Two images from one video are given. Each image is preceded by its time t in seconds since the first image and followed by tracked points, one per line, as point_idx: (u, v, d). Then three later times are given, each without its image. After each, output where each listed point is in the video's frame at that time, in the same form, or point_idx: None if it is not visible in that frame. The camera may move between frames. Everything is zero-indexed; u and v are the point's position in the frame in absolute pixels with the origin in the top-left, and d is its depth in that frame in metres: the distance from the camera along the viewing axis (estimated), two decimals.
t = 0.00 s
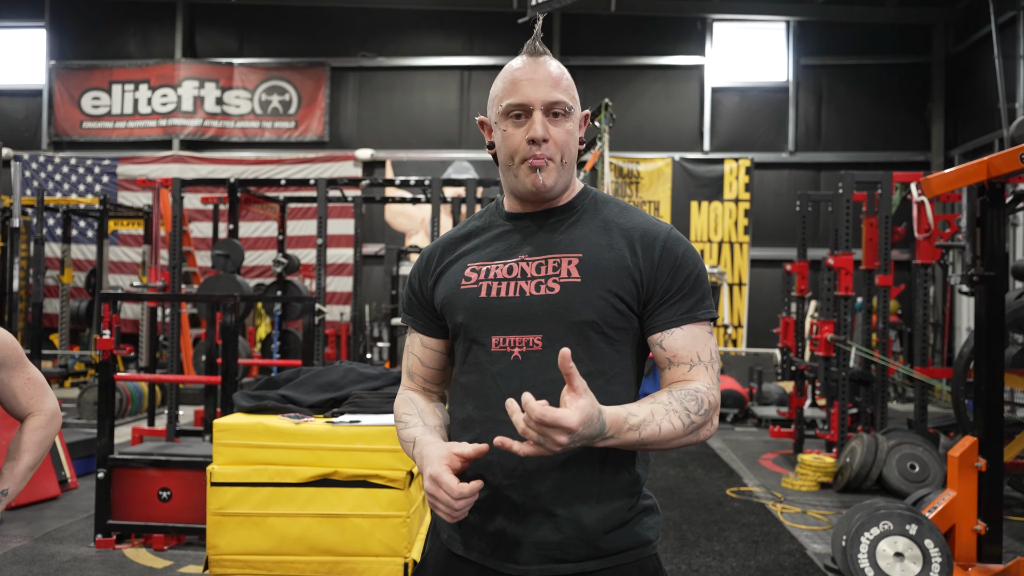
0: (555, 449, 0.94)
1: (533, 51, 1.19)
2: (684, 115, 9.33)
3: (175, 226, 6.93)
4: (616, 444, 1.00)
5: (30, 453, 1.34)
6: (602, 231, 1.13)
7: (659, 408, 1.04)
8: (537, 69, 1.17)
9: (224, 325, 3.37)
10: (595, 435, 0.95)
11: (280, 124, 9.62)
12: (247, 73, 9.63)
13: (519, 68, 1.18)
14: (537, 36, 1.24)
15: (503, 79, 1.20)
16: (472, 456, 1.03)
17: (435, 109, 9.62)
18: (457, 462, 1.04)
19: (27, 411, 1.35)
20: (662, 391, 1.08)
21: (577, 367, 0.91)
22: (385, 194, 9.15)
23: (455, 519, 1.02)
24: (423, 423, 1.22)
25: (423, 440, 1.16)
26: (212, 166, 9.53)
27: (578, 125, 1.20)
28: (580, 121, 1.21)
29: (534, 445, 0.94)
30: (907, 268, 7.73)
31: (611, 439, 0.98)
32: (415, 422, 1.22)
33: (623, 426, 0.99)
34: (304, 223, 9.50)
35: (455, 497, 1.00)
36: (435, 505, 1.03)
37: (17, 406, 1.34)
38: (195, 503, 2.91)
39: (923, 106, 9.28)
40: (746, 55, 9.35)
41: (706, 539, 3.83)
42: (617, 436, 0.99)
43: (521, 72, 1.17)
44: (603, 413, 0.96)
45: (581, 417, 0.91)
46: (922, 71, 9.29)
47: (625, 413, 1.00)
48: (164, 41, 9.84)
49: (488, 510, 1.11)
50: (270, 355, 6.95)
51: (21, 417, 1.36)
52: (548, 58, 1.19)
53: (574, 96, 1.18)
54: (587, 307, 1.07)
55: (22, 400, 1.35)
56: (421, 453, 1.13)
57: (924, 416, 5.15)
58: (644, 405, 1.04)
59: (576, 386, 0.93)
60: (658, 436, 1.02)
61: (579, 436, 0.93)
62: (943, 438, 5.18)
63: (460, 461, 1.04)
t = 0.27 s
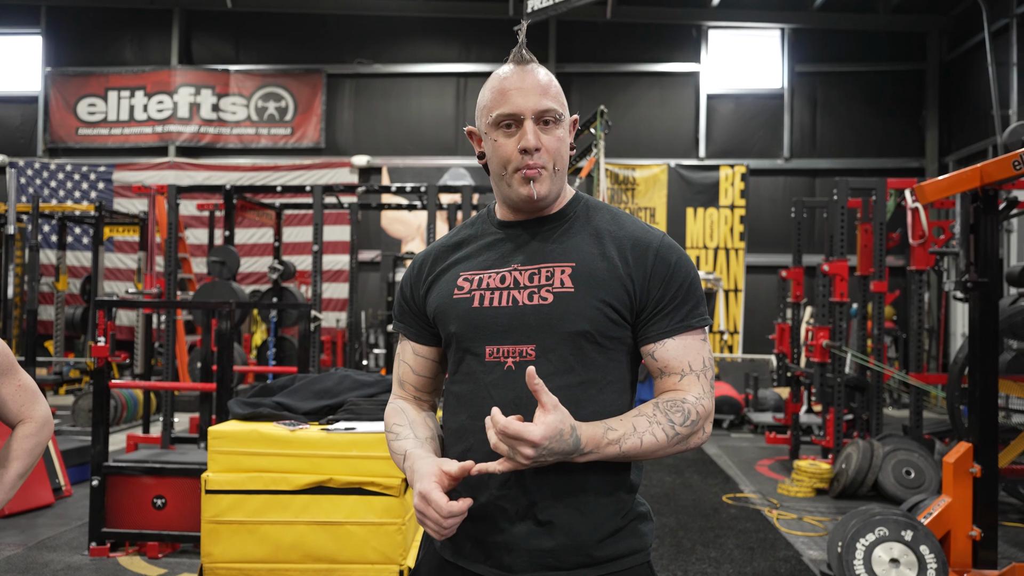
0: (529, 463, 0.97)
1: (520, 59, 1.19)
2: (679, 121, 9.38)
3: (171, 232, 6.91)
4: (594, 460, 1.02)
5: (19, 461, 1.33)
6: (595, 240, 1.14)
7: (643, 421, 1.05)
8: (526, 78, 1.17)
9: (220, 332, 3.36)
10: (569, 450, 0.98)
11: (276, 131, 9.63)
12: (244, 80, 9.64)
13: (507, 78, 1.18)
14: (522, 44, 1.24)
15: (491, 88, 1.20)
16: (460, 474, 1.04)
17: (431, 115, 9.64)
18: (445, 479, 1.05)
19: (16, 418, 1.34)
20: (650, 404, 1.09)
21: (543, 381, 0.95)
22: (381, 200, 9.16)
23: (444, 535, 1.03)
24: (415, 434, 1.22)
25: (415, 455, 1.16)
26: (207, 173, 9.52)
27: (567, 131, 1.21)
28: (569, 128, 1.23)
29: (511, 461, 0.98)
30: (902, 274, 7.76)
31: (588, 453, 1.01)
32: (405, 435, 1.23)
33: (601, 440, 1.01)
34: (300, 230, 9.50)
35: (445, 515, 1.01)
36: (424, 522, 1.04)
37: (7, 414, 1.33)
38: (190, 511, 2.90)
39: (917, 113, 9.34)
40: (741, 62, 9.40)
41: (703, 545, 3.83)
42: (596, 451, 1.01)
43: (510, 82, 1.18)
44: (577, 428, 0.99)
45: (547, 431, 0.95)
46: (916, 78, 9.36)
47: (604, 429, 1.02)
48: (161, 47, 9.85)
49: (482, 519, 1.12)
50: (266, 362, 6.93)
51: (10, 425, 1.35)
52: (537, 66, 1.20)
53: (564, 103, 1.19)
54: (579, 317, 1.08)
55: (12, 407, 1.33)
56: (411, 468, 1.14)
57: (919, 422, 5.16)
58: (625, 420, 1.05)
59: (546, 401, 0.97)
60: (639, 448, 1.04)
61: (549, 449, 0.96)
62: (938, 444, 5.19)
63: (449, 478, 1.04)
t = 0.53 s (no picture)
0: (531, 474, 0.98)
1: (512, 67, 1.21)
2: (673, 130, 9.43)
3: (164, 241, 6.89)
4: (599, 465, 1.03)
5: (12, 469, 1.32)
6: (587, 248, 1.15)
7: (642, 426, 1.06)
8: (514, 84, 1.19)
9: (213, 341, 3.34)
10: (570, 454, 0.99)
11: (270, 139, 9.64)
12: (238, 89, 9.65)
13: (497, 84, 1.20)
14: (517, 51, 1.26)
15: (483, 95, 1.22)
16: (463, 489, 1.03)
17: (425, 124, 9.66)
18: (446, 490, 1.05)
19: (10, 426, 1.33)
20: (647, 410, 1.10)
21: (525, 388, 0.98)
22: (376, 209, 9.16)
23: (439, 545, 1.03)
24: (411, 444, 1.23)
25: (412, 463, 1.17)
26: (201, 181, 9.51)
27: (557, 138, 1.22)
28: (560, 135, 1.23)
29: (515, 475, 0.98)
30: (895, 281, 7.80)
31: (592, 457, 1.01)
32: (402, 444, 1.23)
33: (603, 445, 1.02)
34: (295, 238, 9.49)
35: (442, 525, 1.01)
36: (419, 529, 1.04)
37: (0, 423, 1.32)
38: (184, 521, 2.88)
39: (909, 121, 9.42)
40: (734, 70, 9.46)
41: (698, 553, 3.83)
42: (599, 455, 1.02)
43: (499, 87, 1.20)
44: (576, 433, 1.00)
45: (539, 435, 0.96)
46: (907, 86, 9.44)
47: (604, 433, 1.03)
48: (155, 56, 9.86)
49: (478, 529, 1.12)
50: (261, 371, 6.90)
51: (4, 433, 1.34)
52: (528, 73, 1.21)
53: (552, 109, 1.20)
54: (572, 325, 1.08)
55: (6, 416, 1.33)
56: (410, 475, 1.14)
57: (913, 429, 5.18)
58: (625, 425, 1.07)
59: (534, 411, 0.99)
60: (642, 452, 1.05)
61: (549, 455, 0.97)
62: (932, 451, 5.21)
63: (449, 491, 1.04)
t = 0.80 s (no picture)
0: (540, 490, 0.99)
1: (513, 70, 1.23)
2: (671, 133, 9.46)
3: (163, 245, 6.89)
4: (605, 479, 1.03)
5: (17, 471, 1.33)
6: (590, 251, 1.16)
7: (646, 434, 1.07)
8: (516, 85, 1.20)
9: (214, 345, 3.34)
10: (578, 469, 1.00)
11: (269, 143, 9.65)
12: (237, 93, 9.67)
13: (499, 86, 1.22)
14: (517, 55, 1.28)
15: (485, 97, 1.24)
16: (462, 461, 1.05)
17: (424, 128, 9.68)
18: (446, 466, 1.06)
19: (14, 429, 1.34)
20: (650, 416, 1.10)
21: (540, 407, 0.98)
22: (375, 212, 9.17)
23: (443, 524, 1.03)
24: (413, 439, 1.23)
25: (413, 453, 1.17)
26: (200, 185, 9.53)
27: (559, 138, 1.23)
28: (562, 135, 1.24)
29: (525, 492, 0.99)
30: (895, 284, 7.81)
31: (597, 471, 1.02)
32: (405, 438, 1.23)
33: (609, 457, 1.03)
34: (294, 242, 9.50)
35: (444, 498, 1.02)
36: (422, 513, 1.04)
37: (5, 425, 1.33)
38: (185, 525, 2.88)
39: (907, 125, 9.45)
40: (732, 74, 9.48)
41: (698, 556, 3.83)
42: (604, 468, 1.03)
43: (501, 89, 1.21)
44: (585, 448, 1.00)
45: (553, 454, 0.96)
46: (905, 90, 9.47)
47: (609, 444, 1.04)
48: (154, 61, 9.87)
49: (481, 532, 1.12)
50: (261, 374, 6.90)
51: (8, 436, 1.34)
52: (529, 75, 1.23)
53: (555, 111, 1.21)
54: (576, 329, 1.09)
55: (10, 419, 1.33)
56: (410, 464, 1.15)
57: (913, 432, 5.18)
58: (629, 434, 1.07)
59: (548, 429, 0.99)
60: (647, 461, 1.05)
61: (558, 474, 0.98)
62: (932, 453, 5.22)
63: (449, 465, 1.05)
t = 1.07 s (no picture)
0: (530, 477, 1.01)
1: (513, 75, 1.23)
2: (670, 136, 9.48)
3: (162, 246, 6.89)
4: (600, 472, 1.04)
5: (21, 472, 1.33)
6: (596, 255, 1.17)
7: (647, 432, 1.07)
8: (516, 92, 1.21)
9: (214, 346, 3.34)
10: (570, 458, 1.01)
11: (268, 145, 9.66)
12: (236, 95, 9.68)
13: (499, 93, 1.22)
14: (517, 59, 1.28)
15: (486, 104, 1.24)
16: (450, 479, 1.05)
17: (422, 130, 9.69)
18: (435, 485, 1.07)
19: (18, 430, 1.34)
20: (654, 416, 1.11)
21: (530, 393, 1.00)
22: (373, 215, 9.18)
23: (438, 541, 1.05)
24: (415, 447, 1.24)
25: (412, 465, 1.18)
26: (199, 187, 9.53)
27: (560, 141, 1.23)
28: (564, 139, 1.24)
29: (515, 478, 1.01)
30: (893, 287, 7.82)
31: (593, 463, 1.03)
32: (407, 448, 1.24)
33: (604, 451, 1.04)
34: (293, 244, 9.50)
35: (434, 519, 1.02)
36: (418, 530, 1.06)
37: (9, 426, 1.33)
38: (185, 526, 2.87)
39: (905, 128, 9.47)
40: (731, 77, 9.51)
41: (697, 558, 3.84)
42: (600, 461, 1.04)
43: (501, 96, 1.21)
44: (577, 439, 1.02)
45: (537, 437, 0.98)
46: (903, 93, 9.50)
47: (606, 439, 1.05)
48: (153, 62, 9.88)
49: (486, 535, 1.13)
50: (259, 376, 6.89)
51: (12, 436, 1.35)
52: (530, 81, 1.23)
53: (556, 115, 1.21)
54: (581, 332, 1.10)
55: (14, 419, 1.34)
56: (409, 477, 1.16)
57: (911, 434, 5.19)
58: (629, 431, 1.08)
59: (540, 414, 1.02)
60: (646, 458, 1.06)
61: (546, 460, 0.99)
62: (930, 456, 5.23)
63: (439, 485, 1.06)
